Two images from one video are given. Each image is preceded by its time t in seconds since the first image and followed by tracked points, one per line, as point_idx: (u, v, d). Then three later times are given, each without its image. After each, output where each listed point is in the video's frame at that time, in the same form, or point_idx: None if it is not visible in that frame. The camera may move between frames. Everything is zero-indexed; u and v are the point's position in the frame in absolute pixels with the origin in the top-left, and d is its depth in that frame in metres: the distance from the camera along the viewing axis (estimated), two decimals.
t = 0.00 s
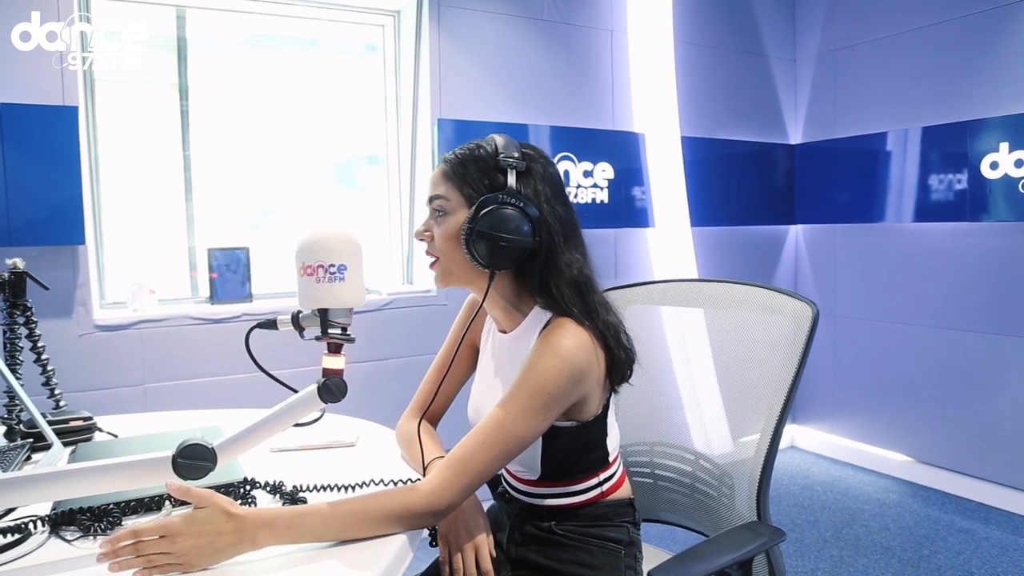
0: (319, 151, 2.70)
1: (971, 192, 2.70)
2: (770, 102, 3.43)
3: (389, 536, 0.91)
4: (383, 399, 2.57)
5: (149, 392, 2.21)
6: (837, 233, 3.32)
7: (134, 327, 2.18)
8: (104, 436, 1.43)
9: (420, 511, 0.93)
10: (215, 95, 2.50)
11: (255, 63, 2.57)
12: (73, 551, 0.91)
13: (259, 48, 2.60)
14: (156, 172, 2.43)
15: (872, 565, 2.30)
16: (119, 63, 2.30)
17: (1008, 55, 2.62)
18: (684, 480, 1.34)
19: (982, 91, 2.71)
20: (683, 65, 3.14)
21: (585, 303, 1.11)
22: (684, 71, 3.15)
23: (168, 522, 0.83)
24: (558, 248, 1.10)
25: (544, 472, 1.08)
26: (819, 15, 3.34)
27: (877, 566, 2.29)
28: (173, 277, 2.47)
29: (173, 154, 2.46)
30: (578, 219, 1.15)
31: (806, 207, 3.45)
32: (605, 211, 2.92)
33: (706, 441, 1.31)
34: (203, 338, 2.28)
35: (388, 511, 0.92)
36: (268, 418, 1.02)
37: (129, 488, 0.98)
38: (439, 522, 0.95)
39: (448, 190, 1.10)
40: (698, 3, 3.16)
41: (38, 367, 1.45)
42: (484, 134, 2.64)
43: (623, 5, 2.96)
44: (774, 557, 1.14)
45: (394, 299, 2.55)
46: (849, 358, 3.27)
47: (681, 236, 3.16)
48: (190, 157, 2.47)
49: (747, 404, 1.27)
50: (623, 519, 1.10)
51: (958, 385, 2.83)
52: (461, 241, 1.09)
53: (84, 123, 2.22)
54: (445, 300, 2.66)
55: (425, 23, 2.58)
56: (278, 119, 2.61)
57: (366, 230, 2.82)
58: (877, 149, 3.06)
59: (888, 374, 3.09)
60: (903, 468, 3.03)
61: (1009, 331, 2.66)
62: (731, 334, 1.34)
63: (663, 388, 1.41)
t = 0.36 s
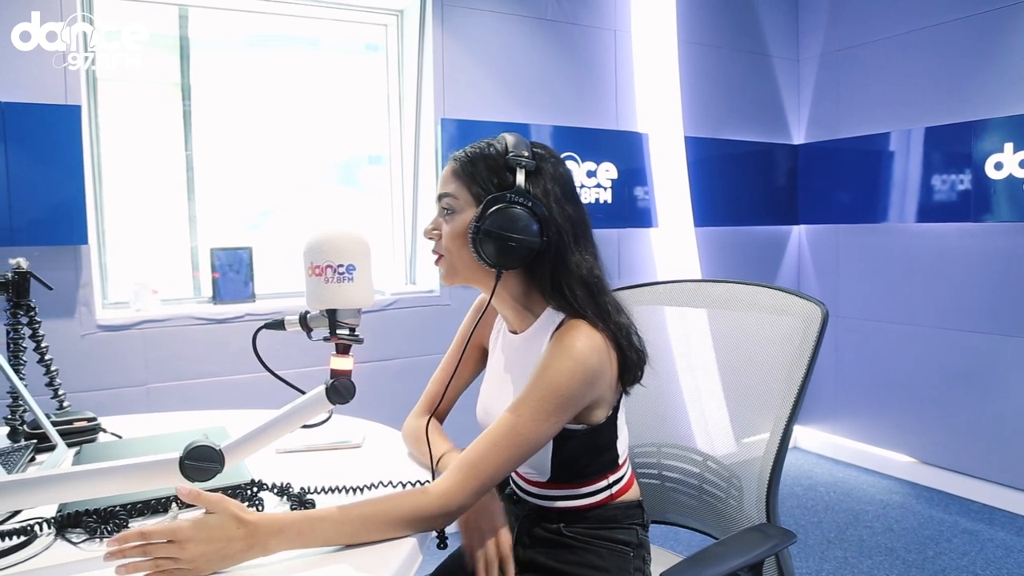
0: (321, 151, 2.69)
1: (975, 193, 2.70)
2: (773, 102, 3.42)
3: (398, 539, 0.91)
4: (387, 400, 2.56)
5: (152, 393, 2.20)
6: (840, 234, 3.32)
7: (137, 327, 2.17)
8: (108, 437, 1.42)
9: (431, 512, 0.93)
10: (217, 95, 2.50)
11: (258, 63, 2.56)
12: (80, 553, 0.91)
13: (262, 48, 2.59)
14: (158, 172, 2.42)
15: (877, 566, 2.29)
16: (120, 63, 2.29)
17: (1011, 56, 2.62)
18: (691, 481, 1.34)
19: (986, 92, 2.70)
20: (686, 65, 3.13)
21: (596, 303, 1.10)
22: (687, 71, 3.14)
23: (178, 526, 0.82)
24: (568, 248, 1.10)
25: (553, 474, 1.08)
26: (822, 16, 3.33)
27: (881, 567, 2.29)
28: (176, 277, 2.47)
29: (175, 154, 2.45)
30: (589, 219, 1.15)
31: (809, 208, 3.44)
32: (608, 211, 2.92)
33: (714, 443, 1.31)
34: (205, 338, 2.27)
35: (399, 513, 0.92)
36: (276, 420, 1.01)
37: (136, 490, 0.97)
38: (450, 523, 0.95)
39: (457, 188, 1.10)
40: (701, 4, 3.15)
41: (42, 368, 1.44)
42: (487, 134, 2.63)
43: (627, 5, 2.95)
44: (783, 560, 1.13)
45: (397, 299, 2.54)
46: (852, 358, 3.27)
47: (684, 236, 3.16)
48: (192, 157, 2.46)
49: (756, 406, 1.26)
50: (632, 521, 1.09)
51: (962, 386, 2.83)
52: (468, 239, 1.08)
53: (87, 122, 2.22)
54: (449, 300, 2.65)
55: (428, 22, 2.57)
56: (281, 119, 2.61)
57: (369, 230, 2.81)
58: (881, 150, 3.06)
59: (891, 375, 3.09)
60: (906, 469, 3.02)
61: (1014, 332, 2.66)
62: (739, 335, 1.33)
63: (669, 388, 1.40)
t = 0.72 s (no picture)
0: (324, 150, 2.68)
1: (978, 194, 2.69)
2: (776, 102, 3.42)
3: (409, 543, 0.90)
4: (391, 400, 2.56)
5: (154, 393, 2.19)
6: (843, 234, 3.31)
7: (140, 327, 2.16)
8: (112, 438, 1.42)
9: (443, 514, 0.92)
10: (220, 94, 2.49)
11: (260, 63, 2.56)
12: (88, 556, 0.90)
13: (264, 47, 2.58)
14: (161, 172, 2.41)
15: (882, 568, 2.29)
16: (120, 63, 2.28)
17: (1015, 56, 2.61)
18: (698, 483, 1.34)
19: (990, 92, 2.69)
20: (689, 65, 3.13)
21: (610, 306, 1.10)
22: (690, 71, 3.14)
23: (189, 531, 0.82)
24: (582, 251, 1.09)
25: (564, 476, 1.07)
26: (826, 16, 3.32)
27: (886, 569, 2.28)
28: (178, 277, 2.46)
29: (178, 153, 2.44)
30: (604, 219, 1.13)
31: (811, 208, 3.44)
32: (611, 211, 2.91)
33: (724, 444, 1.30)
34: (208, 338, 2.26)
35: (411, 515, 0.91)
36: (284, 422, 1.00)
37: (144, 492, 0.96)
38: (462, 526, 0.94)
39: (469, 189, 1.10)
40: (704, 4, 3.15)
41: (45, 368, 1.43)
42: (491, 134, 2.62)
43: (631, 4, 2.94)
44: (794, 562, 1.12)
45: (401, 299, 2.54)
46: (855, 359, 3.26)
47: (688, 236, 3.15)
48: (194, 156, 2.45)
49: (766, 407, 1.25)
50: (641, 524, 1.08)
51: (965, 387, 2.82)
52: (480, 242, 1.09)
53: (89, 121, 2.21)
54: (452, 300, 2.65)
55: (432, 22, 2.56)
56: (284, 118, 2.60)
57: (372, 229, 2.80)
58: (884, 150, 3.05)
59: (894, 375, 3.08)
60: (910, 470, 3.02)
61: (1017, 333, 2.65)
62: (748, 336, 1.32)
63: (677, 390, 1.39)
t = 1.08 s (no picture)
0: (326, 149, 2.68)
1: (981, 194, 2.69)
2: (779, 102, 3.41)
3: (418, 543, 0.89)
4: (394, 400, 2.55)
5: (156, 393, 2.18)
6: (846, 235, 3.31)
7: (142, 327, 2.15)
8: (116, 439, 1.41)
9: (450, 517, 0.91)
10: (222, 93, 2.48)
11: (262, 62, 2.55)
12: (94, 559, 0.89)
13: (266, 47, 2.56)
14: (163, 171, 2.41)
15: (885, 569, 2.28)
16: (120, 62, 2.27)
17: (1018, 57, 2.60)
18: (706, 484, 1.33)
19: (993, 93, 2.69)
20: (692, 65, 3.12)
21: (618, 305, 1.09)
22: (693, 71, 3.13)
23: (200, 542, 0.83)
24: (590, 249, 1.08)
25: (570, 477, 1.06)
26: (830, 16, 3.32)
27: (890, 571, 2.27)
28: (180, 277, 2.45)
29: (180, 153, 2.43)
30: (613, 218, 1.13)
31: (814, 208, 3.43)
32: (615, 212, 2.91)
33: (731, 446, 1.30)
34: (211, 338, 2.25)
35: (418, 518, 0.90)
36: (291, 423, 0.99)
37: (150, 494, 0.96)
38: (469, 529, 0.93)
39: (479, 186, 1.10)
40: (707, 3, 3.14)
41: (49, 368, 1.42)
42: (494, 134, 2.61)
43: (634, 4, 2.94)
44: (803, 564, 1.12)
45: (404, 299, 2.53)
46: (858, 359, 3.25)
47: (691, 236, 3.15)
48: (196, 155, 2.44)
49: (774, 408, 1.24)
50: (648, 524, 1.07)
51: (968, 387, 2.82)
52: (490, 239, 1.09)
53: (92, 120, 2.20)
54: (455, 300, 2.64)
55: (435, 21, 2.55)
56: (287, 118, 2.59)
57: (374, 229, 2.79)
58: (886, 150, 3.05)
59: (897, 376, 3.08)
60: (912, 471, 3.01)
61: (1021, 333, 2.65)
62: (756, 337, 1.31)
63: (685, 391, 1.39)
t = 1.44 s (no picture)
0: (328, 149, 2.67)
1: (983, 195, 2.68)
2: (781, 103, 3.41)
3: (428, 547, 0.89)
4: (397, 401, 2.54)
5: (158, 393, 2.17)
6: (848, 235, 3.31)
7: (144, 327, 2.14)
8: (119, 440, 1.40)
9: (460, 519, 0.91)
10: (224, 92, 2.47)
11: (264, 61, 2.54)
12: (100, 561, 0.88)
13: (267, 46, 2.55)
14: (164, 171, 2.40)
15: (888, 570, 2.28)
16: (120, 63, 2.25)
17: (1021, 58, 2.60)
18: (713, 486, 1.33)
19: (996, 93, 2.68)
20: (694, 65, 3.11)
21: (631, 306, 1.09)
22: (696, 71, 3.13)
23: (207, 544, 0.82)
24: (603, 249, 1.08)
25: (580, 480, 1.06)
26: (832, 16, 3.31)
27: (892, 571, 2.27)
28: (181, 277, 2.44)
29: (181, 152, 2.42)
30: (625, 218, 1.12)
31: (816, 209, 3.43)
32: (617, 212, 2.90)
33: (739, 448, 1.29)
34: (212, 338, 2.24)
35: (427, 519, 0.90)
36: (298, 425, 0.99)
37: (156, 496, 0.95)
38: (479, 532, 0.93)
39: (492, 185, 1.09)
40: (709, 3, 3.13)
41: (51, 368, 1.41)
42: (496, 134, 2.61)
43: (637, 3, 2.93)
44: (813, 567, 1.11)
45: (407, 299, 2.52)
46: (860, 360, 3.25)
47: (693, 237, 3.14)
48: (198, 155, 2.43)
49: (783, 410, 1.23)
50: (658, 528, 1.07)
51: (971, 388, 2.81)
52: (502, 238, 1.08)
53: (93, 119, 2.19)
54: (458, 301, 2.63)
55: (438, 21, 2.55)
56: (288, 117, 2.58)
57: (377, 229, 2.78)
58: (888, 151, 3.04)
59: (900, 377, 3.07)
60: (915, 472, 3.01)
61: None
62: (765, 338, 1.30)
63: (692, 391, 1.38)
